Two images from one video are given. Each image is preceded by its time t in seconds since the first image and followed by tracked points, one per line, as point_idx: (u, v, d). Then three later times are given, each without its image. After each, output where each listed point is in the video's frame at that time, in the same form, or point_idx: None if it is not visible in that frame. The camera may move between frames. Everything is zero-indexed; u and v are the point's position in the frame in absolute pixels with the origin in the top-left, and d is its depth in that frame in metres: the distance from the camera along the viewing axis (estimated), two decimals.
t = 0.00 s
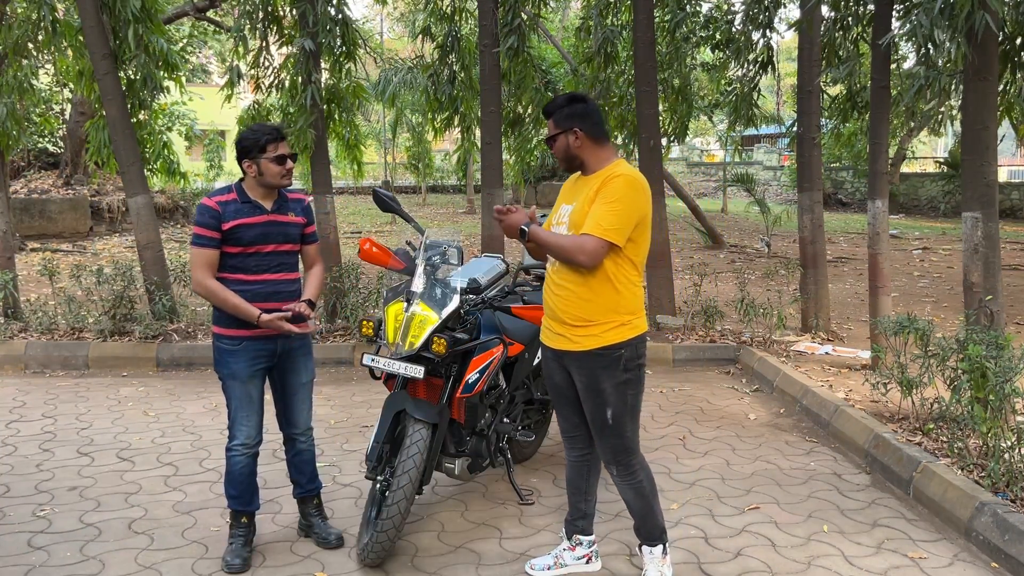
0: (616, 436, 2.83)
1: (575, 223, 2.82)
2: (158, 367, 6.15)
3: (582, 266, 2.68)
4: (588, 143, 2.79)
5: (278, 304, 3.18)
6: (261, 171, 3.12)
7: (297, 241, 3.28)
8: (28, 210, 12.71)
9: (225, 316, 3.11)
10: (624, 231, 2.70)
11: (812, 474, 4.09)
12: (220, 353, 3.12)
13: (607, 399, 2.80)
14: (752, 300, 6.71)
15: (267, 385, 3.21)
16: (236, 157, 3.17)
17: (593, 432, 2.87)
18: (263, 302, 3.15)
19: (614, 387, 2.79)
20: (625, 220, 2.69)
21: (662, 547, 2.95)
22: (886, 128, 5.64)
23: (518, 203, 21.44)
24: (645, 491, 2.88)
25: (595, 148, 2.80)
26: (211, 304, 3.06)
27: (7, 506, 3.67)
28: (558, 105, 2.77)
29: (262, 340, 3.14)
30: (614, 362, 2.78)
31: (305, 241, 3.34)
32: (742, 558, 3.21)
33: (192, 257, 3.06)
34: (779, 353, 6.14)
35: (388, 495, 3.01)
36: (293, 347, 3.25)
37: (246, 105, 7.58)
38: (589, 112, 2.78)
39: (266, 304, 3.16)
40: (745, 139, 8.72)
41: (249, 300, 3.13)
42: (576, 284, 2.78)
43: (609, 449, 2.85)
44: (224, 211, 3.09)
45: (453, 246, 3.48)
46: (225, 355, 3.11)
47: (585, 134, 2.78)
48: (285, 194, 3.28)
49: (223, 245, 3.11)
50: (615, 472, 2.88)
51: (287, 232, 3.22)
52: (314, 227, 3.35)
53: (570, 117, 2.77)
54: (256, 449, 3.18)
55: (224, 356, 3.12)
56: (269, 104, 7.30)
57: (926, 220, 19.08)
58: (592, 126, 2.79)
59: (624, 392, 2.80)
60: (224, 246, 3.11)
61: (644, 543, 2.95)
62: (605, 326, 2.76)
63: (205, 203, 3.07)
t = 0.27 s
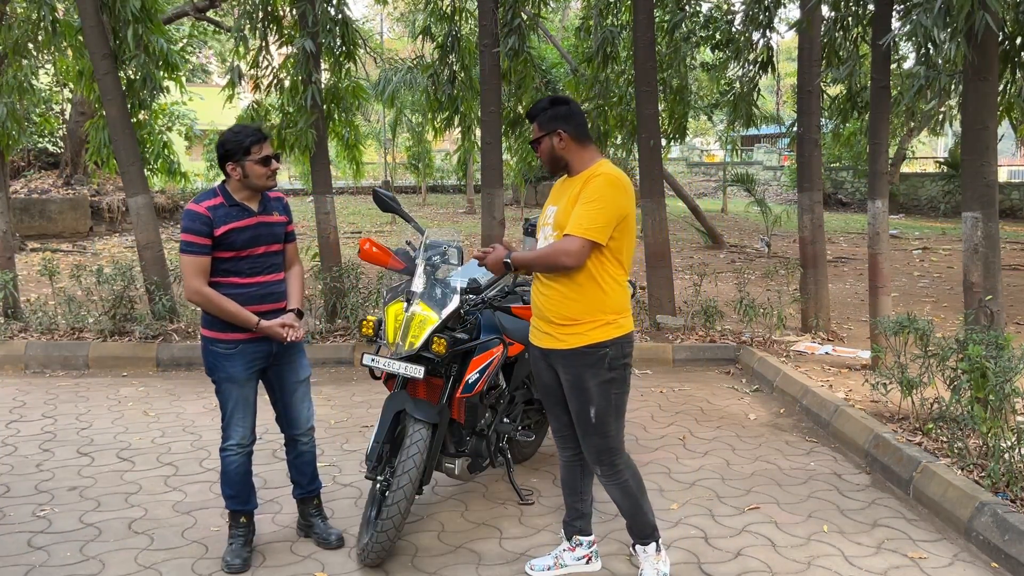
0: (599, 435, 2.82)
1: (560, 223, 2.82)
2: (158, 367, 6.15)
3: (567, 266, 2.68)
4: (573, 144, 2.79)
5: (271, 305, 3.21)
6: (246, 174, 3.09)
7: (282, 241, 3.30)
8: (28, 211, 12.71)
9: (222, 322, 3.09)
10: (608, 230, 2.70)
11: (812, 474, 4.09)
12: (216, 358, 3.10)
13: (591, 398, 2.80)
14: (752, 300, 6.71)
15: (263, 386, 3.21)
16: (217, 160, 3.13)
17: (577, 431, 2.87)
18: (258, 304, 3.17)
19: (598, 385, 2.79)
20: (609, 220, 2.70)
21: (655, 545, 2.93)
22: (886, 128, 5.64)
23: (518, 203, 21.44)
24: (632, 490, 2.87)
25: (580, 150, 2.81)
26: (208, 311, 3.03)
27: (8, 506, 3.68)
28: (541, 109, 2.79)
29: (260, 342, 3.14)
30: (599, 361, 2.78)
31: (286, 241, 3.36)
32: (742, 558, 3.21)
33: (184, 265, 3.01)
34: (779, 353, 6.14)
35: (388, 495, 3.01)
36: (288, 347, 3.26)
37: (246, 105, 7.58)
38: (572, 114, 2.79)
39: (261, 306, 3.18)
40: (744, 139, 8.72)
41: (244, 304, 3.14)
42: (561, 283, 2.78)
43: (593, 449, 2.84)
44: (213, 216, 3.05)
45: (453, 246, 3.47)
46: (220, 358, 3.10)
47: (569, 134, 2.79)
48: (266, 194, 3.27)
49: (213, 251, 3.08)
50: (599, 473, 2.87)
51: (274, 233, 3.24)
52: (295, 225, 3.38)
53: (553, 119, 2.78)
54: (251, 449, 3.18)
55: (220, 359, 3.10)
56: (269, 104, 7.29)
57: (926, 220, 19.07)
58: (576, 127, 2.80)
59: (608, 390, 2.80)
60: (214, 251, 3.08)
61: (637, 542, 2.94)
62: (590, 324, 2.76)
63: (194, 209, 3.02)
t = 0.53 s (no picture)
0: (583, 434, 2.82)
1: (553, 225, 2.83)
2: (158, 367, 6.15)
3: (561, 268, 2.69)
4: (571, 144, 2.80)
5: (263, 306, 3.22)
6: (234, 174, 3.08)
7: (270, 240, 3.31)
8: (28, 210, 12.71)
9: (215, 325, 3.09)
10: (602, 231, 2.71)
11: (812, 474, 4.09)
12: (209, 359, 3.10)
13: (577, 397, 2.80)
14: (752, 300, 6.71)
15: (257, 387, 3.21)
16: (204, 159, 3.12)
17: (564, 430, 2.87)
18: (250, 306, 3.18)
19: (584, 385, 2.79)
20: (603, 221, 2.70)
21: (648, 543, 2.93)
22: (886, 128, 5.64)
23: (518, 203, 21.44)
24: (618, 490, 2.86)
25: (578, 150, 2.81)
26: (202, 315, 3.02)
27: (8, 506, 3.67)
28: (547, 102, 2.78)
29: (253, 342, 3.15)
30: (588, 361, 2.78)
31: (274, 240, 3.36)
32: (742, 558, 3.21)
33: (175, 270, 2.99)
34: (779, 353, 6.15)
35: (388, 495, 3.01)
36: (281, 346, 3.26)
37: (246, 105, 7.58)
38: (575, 114, 2.80)
39: (253, 307, 3.19)
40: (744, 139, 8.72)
41: (236, 306, 3.14)
42: (554, 284, 2.78)
43: (577, 448, 2.84)
44: (203, 218, 3.04)
45: (454, 245, 3.47)
46: (214, 360, 3.10)
47: (568, 134, 2.79)
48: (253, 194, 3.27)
49: (203, 253, 3.07)
50: (585, 473, 2.87)
51: (262, 233, 3.24)
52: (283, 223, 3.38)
53: (556, 114, 2.77)
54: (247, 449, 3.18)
55: (213, 361, 3.10)
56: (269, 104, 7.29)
57: (926, 220, 19.07)
58: (576, 127, 2.80)
59: (595, 391, 2.80)
60: (204, 254, 3.07)
61: (630, 541, 2.93)
62: (583, 325, 2.77)
63: (183, 212, 3.00)
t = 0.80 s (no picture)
0: (585, 434, 2.82)
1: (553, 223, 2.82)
2: (158, 367, 6.14)
3: (554, 259, 2.67)
4: (579, 146, 2.80)
5: (256, 307, 3.21)
6: (228, 175, 3.08)
7: (265, 240, 3.30)
8: (28, 210, 12.71)
9: (207, 326, 3.09)
10: (603, 231, 2.71)
11: (812, 474, 4.09)
12: (204, 360, 3.10)
13: (578, 396, 2.80)
14: (752, 300, 6.71)
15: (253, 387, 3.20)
16: (197, 160, 3.11)
17: (565, 430, 2.87)
18: (243, 306, 3.17)
19: (586, 384, 2.79)
20: (605, 221, 2.70)
21: (649, 543, 2.93)
22: (886, 128, 5.64)
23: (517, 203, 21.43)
24: (620, 489, 2.86)
25: (584, 153, 2.82)
26: (193, 316, 3.03)
27: (8, 506, 3.67)
28: (564, 97, 2.77)
29: (247, 344, 3.14)
30: (589, 360, 2.78)
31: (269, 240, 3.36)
32: (742, 558, 3.21)
33: (165, 271, 3.00)
34: (779, 353, 6.14)
35: (388, 496, 3.01)
36: (275, 347, 3.26)
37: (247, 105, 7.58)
38: (587, 115, 2.80)
39: (246, 308, 3.18)
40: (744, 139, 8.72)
41: (229, 307, 3.14)
42: (553, 282, 2.78)
43: (579, 448, 2.84)
44: (193, 219, 3.04)
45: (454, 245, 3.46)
46: (208, 361, 3.09)
47: (577, 134, 2.79)
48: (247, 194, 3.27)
49: (194, 254, 3.08)
50: (586, 472, 2.86)
51: (255, 233, 3.23)
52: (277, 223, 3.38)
53: (570, 113, 2.77)
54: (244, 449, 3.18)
55: (208, 362, 3.10)
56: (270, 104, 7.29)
57: (926, 220, 19.07)
58: (587, 129, 2.81)
59: (597, 390, 2.80)
60: (195, 255, 3.08)
61: (631, 541, 2.93)
62: (581, 324, 2.77)
63: (172, 213, 3.01)
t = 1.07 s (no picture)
0: (583, 434, 2.82)
1: (554, 223, 2.81)
2: (159, 367, 6.15)
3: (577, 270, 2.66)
4: (582, 144, 2.81)
5: (257, 307, 3.21)
6: (226, 172, 3.08)
7: (265, 240, 3.30)
8: (28, 210, 12.71)
9: (208, 325, 3.09)
10: (608, 233, 2.71)
11: (812, 474, 4.09)
12: (206, 360, 3.10)
13: (575, 396, 2.80)
14: (752, 300, 6.71)
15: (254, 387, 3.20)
16: (196, 157, 3.12)
17: (563, 431, 2.87)
18: (244, 306, 3.17)
19: (583, 384, 2.79)
20: (609, 223, 2.71)
21: (649, 543, 2.93)
22: (886, 127, 5.64)
23: (517, 203, 21.43)
24: (619, 488, 2.86)
25: (587, 151, 2.83)
26: (194, 315, 3.03)
27: (8, 506, 3.67)
28: (575, 94, 2.77)
29: (248, 343, 3.14)
30: (585, 360, 2.78)
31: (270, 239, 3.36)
32: (742, 558, 3.21)
33: (165, 271, 3.00)
34: (779, 353, 6.15)
35: (388, 496, 3.01)
36: (275, 347, 3.26)
37: (247, 105, 7.58)
38: (596, 115, 2.81)
39: (246, 308, 3.18)
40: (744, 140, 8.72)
41: (229, 307, 3.14)
42: (552, 282, 2.77)
43: (578, 448, 2.84)
44: (193, 218, 3.04)
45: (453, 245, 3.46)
46: (209, 360, 3.09)
47: (583, 132, 2.80)
48: (247, 193, 3.27)
49: (194, 254, 3.08)
50: (585, 472, 2.86)
51: (255, 233, 3.23)
52: (277, 222, 3.38)
53: (580, 110, 2.78)
54: (245, 449, 3.18)
55: (209, 362, 3.09)
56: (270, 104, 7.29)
57: (926, 220, 19.07)
58: (593, 128, 2.81)
59: (593, 389, 2.80)
60: (195, 254, 3.07)
61: (630, 541, 2.93)
62: (579, 324, 2.77)
63: (172, 213, 3.01)
